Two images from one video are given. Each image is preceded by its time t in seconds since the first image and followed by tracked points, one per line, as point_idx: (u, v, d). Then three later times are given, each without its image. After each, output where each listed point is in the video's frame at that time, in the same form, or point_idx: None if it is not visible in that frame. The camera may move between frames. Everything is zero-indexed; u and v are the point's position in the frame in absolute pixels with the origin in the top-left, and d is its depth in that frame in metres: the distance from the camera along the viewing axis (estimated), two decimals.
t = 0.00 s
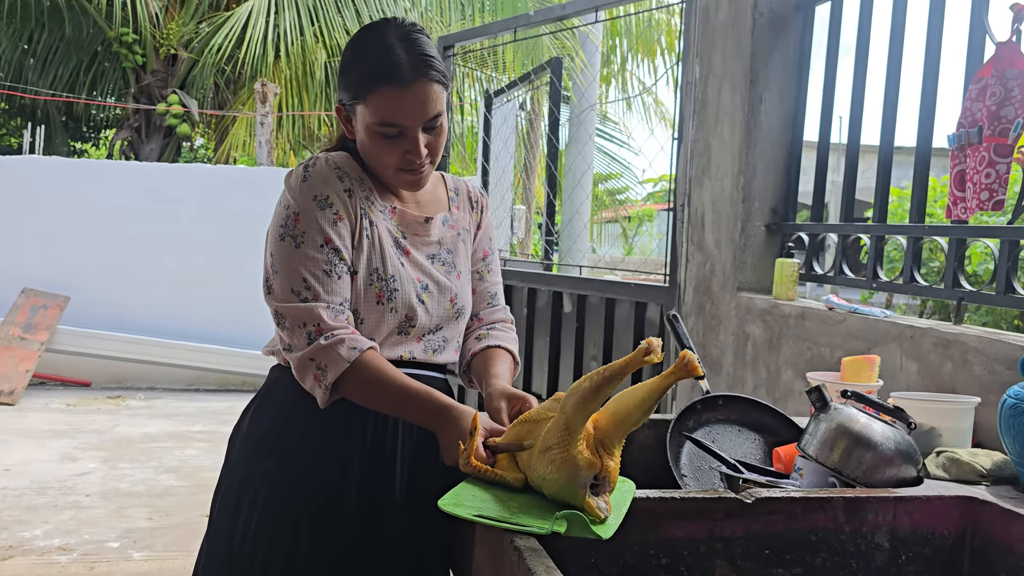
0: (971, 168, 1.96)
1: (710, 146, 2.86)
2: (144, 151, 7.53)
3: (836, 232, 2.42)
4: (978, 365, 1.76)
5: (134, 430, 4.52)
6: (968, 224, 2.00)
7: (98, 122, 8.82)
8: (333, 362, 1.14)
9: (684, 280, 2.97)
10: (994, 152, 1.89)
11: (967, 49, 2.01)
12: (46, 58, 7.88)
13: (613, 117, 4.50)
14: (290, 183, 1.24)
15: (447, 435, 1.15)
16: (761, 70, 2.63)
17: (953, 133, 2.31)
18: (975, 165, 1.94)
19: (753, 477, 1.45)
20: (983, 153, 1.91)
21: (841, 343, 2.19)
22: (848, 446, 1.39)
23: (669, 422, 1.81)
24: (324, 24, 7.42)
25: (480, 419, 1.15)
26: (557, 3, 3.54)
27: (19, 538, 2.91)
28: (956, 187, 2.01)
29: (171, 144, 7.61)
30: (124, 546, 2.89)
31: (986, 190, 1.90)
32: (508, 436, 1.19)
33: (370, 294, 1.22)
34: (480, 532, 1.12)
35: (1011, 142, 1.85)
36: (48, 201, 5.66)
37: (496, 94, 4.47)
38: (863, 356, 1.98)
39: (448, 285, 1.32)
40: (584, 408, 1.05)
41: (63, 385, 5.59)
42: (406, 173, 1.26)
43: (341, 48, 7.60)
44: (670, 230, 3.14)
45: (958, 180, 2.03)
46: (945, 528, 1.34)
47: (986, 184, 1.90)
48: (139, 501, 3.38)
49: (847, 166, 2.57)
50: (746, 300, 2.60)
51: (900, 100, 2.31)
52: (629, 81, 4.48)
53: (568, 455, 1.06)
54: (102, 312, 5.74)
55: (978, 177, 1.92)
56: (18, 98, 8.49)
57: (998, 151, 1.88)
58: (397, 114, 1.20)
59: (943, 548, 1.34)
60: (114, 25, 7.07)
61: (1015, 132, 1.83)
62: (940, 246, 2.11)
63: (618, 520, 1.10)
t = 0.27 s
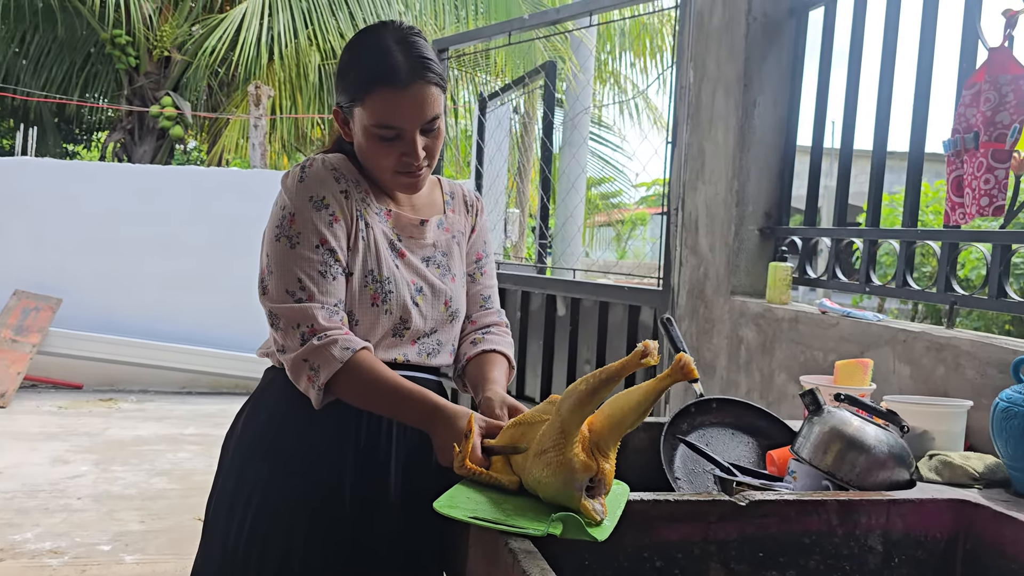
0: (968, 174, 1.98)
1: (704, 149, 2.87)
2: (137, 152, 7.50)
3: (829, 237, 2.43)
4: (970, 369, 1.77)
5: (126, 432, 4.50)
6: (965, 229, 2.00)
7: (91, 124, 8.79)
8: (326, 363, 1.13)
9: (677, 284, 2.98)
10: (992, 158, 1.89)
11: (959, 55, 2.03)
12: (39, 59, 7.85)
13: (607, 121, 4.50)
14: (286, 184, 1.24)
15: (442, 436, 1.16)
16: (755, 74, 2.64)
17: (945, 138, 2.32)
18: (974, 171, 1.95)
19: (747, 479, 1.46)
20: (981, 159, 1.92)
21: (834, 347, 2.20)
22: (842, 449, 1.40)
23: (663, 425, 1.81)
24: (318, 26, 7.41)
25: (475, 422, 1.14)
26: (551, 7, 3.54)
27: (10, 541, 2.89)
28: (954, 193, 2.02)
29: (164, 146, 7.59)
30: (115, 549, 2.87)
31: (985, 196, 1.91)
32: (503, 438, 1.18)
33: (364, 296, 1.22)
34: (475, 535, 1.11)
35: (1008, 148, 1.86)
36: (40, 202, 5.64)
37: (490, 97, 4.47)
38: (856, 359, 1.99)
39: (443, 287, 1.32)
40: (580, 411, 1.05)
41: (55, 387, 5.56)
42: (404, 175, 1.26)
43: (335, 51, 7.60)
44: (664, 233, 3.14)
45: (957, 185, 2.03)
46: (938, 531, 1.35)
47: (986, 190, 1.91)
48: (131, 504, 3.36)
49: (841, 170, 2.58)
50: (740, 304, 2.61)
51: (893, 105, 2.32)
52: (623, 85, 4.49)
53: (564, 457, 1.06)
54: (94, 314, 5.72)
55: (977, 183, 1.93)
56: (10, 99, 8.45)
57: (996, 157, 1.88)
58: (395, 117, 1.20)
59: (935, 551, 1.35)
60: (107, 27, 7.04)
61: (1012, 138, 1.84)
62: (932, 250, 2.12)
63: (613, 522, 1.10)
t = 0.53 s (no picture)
0: (967, 178, 1.95)
1: (697, 152, 2.87)
2: (129, 153, 7.46)
3: (822, 239, 2.43)
4: (962, 371, 1.78)
5: (117, 434, 4.47)
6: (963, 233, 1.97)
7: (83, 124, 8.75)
8: (312, 363, 1.13)
9: (670, 285, 2.98)
10: (991, 162, 1.88)
11: (952, 58, 2.04)
12: (30, 58, 7.81)
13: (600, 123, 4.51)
14: (278, 184, 1.23)
15: (431, 439, 1.15)
16: (748, 76, 2.64)
17: (937, 141, 2.33)
18: (973, 175, 1.93)
19: (739, 481, 1.46)
20: (980, 163, 1.90)
21: (826, 349, 2.20)
22: (833, 451, 1.40)
23: (656, 427, 1.81)
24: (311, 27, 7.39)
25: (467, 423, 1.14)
26: (545, 9, 3.55)
27: None
28: (952, 197, 2.00)
29: (156, 146, 7.56)
30: (106, 551, 2.85)
31: (987, 200, 1.88)
32: (496, 440, 1.18)
33: (355, 296, 1.22)
34: (468, 537, 1.11)
35: (1007, 151, 1.85)
36: (31, 202, 5.60)
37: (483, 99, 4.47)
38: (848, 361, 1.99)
39: (435, 288, 1.32)
40: (572, 411, 1.05)
41: (45, 388, 5.52)
42: (398, 175, 1.26)
43: (328, 52, 7.59)
44: (657, 236, 3.14)
45: (953, 190, 2.01)
46: (930, 533, 1.35)
47: (987, 195, 1.88)
48: (122, 505, 3.34)
49: (834, 173, 2.58)
50: (733, 306, 2.61)
51: (886, 108, 2.33)
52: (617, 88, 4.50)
53: (557, 458, 1.05)
54: (85, 314, 5.68)
55: (978, 187, 1.91)
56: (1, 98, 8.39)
57: (996, 161, 1.87)
58: (390, 115, 1.19)
59: (926, 553, 1.35)
60: (100, 26, 7.01)
61: (1012, 141, 1.84)
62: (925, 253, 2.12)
63: (606, 523, 1.10)
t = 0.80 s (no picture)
0: (958, 181, 1.96)
1: (689, 153, 2.88)
2: (121, 152, 7.42)
3: (814, 240, 2.44)
4: (953, 373, 1.78)
5: (107, 433, 4.44)
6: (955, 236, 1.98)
7: (75, 122, 8.71)
8: (303, 363, 1.12)
9: (663, 286, 2.99)
10: (982, 164, 1.89)
11: (943, 61, 2.05)
12: (21, 56, 7.77)
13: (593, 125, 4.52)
14: (270, 183, 1.23)
15: (418, 441, 1.13)
16: (741, 78, 2.65)
17: (928, 143, 2.33)
18: (964, 177, 1.94)
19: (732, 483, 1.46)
20: (971, 166, 1.92)
21: (818, 350, 2.21)
22: (826, 451, 1.40)
23: (648, 428, 1.81)
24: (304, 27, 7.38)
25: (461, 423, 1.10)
26: (538, 10, 3.55)
27: None
28: (943, 200, 2.00)
29: (148, 145, 7.53)
30: (95, 551, 2.83)
31: (978, 203, 1.89)
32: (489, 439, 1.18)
33: (346, 295, 1.21)
34: (460, 536, 1.11)
35: (998, 154, 1.86)
36: (22, 201, 5.56)
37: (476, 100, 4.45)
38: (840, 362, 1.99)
39: (426, 287, 1.31)
40: (569, 411, 1.05)
41: (35, 387, 5.49)
42: (388, 174, 1.25)
43: (321, 52, 7.59)
44: (649, 237, 3.15)
45: (944, 193, 2.01)
46: (921, 533, 1.35)
47: (978, 197, 1.89)
48: (113, 505, 3.32)
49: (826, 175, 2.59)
50: (725, 307, 2.61)
51: (877, 110, 2.33)
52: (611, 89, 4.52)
53: (552, 457, 1.05)
54: (76, 313, 5.65)
55: (969, 190, 1.92)
56: None
57: (987, 163, 1.88)
58: (380, 114, 1.19)
59: (917, 554, 1.35)
60: (92, 25, 6.98)
61: (1002, 144, 1.85)
62: (916, 255, 2.13)
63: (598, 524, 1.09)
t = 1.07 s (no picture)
0: (952, 182, 1.97)
1: (687, 154, 2.88)
2: (119, 150, 7.41)
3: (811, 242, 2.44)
4: (948, 374, 1.79)
5: (104, 432, 4.43)
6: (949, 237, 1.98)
7: (72, 120, 8.69)
8: (315, 363, 1.12)
9: (660, 287, 2.99)
10: (976, 166, 1.89)
11: (940, 63, 2.05)
12: (19, 54, 7.76)
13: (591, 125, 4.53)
14: (269, 181, 1.22)
15: (419, 439, 1.13)
16: (739, 79, 2.65)
17: (925, 145, 2.34)
18: (958, 179, 1.94)
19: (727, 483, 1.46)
20: (964, 167, 1.92)
21: (815, 351, 2.21)
22: (820, 453, 1.40)
23: (645, 428, 1.81)
24: (302, 25, 7.37)
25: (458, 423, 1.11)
26: (537, 10, 3.55)
27: None
28: (937, 201, 2.00)
29: (146, 144, 7.52)
30: (91, 550, 2.83)
31: (970, 205, 1.90)
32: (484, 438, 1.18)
33: (345, 295, 1.21)
34: (455, 537, 1.11)
35: (992, 156, 1.86)
36: (18, 199, 5.55)
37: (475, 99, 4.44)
38: (837, 363, 2.00)
39: (425, 287, 1.32)
40: (562, 411, 1.04)
41: (31, 386, 5.48)
42: (386, 175, 1.25)
43: (320, 51, 7.58)
44: (647, 237, 3.15)
45: (938, 194, 2.01)
46: (915, 534, 1.36)
47: (970, 199, 1.90)
48: (108, 504, 3.31)
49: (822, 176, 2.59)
50: (722, 308, 2.62)
51: (874, 112, 2.34)
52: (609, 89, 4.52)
53: (546, 458, 1.05)
54: (73, 312, 5.64)
55: (962, 192, 1.92)
56: None
57: (980, 165, 1.88)
58: (376, 116, 1.19)
59: (912, 555, 1.35)
60: (90, 23, 6.96)
61: (996, 146, 1.85)
62: (912, 256, 2.13)
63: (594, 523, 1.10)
